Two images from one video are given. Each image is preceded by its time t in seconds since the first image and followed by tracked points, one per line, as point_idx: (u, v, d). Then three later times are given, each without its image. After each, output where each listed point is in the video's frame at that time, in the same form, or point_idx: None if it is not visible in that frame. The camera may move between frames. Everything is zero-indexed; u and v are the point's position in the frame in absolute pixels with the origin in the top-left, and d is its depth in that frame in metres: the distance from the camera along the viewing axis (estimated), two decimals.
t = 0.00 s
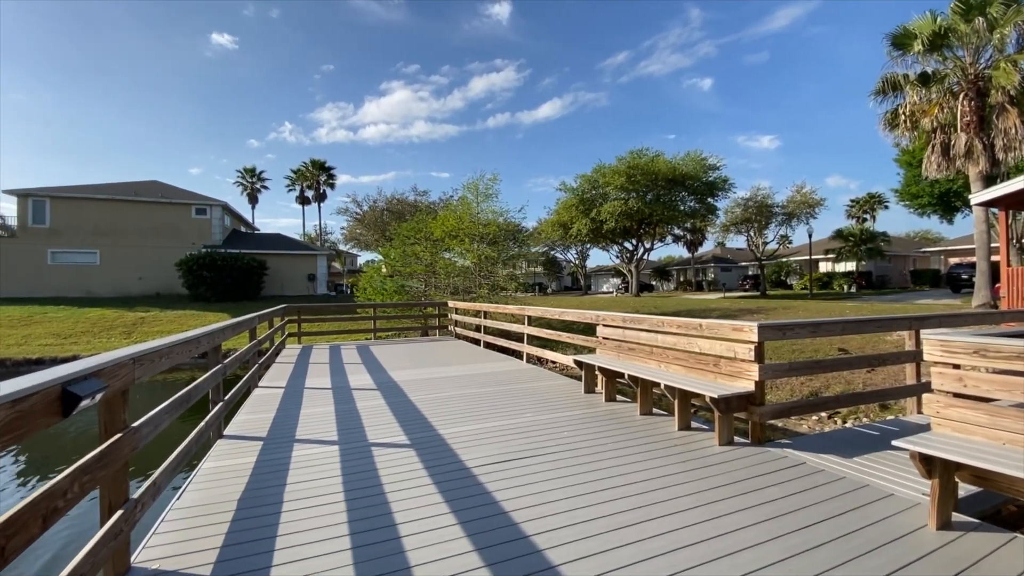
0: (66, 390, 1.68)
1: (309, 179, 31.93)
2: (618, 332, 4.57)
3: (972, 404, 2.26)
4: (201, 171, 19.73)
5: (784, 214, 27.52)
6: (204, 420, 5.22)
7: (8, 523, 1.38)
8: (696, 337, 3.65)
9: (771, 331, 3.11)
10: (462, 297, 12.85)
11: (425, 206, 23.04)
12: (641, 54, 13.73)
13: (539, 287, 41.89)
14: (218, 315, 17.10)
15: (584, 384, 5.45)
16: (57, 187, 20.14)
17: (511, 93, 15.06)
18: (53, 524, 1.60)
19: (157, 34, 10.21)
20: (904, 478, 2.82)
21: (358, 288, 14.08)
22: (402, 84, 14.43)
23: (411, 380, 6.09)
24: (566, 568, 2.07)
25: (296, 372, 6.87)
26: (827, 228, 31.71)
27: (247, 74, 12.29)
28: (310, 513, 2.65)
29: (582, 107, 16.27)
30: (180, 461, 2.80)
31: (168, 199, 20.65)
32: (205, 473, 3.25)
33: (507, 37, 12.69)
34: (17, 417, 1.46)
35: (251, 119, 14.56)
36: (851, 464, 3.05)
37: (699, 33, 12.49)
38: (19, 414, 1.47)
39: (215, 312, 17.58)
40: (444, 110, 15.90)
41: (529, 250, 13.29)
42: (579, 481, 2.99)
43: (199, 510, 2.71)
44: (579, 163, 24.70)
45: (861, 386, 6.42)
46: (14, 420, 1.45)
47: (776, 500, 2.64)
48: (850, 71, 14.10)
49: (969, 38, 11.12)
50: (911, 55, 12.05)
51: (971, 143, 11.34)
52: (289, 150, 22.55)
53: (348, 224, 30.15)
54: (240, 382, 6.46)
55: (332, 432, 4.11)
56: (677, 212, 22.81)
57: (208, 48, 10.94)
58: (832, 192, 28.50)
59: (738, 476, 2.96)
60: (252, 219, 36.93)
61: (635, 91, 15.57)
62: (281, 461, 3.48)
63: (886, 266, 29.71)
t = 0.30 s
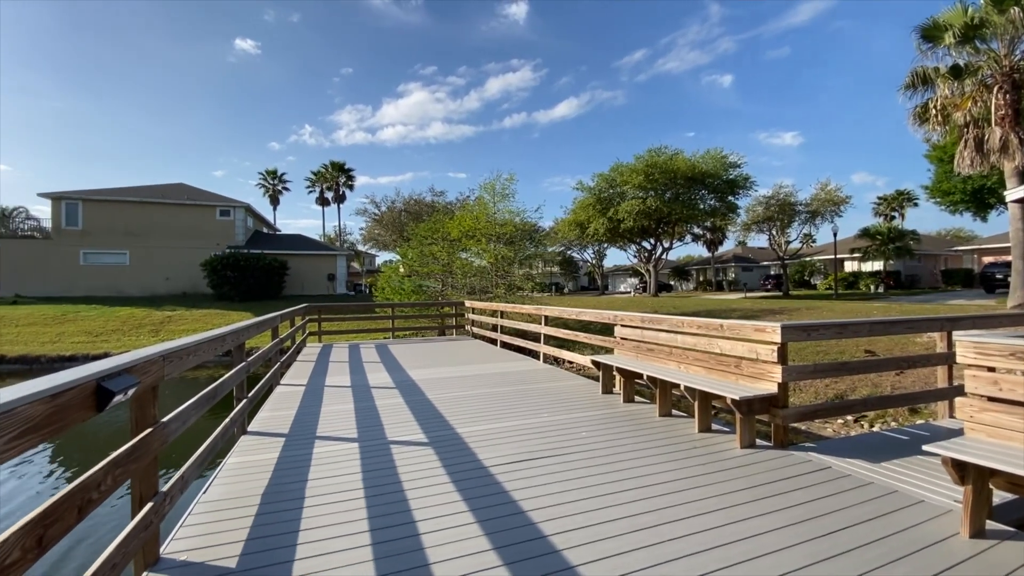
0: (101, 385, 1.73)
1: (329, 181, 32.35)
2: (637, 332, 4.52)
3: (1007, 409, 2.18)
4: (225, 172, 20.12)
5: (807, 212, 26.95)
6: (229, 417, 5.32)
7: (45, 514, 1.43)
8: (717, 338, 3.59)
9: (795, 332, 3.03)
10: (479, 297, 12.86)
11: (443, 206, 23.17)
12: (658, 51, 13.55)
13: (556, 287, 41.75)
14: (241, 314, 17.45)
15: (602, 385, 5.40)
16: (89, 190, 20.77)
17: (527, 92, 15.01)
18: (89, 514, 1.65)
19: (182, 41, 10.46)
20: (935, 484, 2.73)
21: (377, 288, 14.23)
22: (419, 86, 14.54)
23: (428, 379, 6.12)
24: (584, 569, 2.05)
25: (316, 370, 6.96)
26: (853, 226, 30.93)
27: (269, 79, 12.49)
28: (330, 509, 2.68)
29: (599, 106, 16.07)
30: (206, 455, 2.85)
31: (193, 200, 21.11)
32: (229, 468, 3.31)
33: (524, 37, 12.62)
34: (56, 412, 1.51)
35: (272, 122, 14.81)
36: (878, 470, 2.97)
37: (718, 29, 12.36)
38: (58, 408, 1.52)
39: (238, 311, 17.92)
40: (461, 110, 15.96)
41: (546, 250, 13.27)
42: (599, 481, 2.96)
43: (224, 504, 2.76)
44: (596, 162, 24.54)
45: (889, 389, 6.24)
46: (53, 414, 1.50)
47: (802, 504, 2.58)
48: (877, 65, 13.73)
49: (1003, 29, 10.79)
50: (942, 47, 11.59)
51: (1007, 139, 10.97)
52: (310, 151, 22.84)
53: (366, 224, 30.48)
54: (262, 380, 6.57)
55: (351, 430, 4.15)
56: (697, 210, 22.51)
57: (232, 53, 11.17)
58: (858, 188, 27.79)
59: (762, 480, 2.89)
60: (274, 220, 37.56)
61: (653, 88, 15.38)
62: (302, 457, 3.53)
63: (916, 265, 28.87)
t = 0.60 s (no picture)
0: (134, 381, 1.78)
1: (349, 183, 32.75)
2: (657, 332, 4.46)
3: None
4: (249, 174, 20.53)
5: (834, 210, 26.32)
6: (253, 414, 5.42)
7: (82, 505, 1.47)
8: (739, 339, 3.52)
9: (821, 333, 2.95)
10: (496, 297, 12.84)
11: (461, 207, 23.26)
12: (678, 48, 13.35)
13: (573, 288, 41.57)
14: (264, 313, 17.79)
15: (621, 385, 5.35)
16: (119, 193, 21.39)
17: (544, 92, 14.95)
18: (122, 505, 1.70)
19: (207, 48, 10.71)
20: (968, 492, 2.64)
21: (396, 288, 14.38)
22: (437, 88, 14.63)
23: (447, 379, 6.15)
24: (603, 571, 2.03)
25: (337, 368, 7.05)
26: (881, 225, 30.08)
27: (291, 83, 12.69)
28: (352, 505, 2.71)
29: (617, 105, 15.85)
30: (232, 450, 2.91)
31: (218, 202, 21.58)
32: (253, 464, 3.37)
33: (542, 38, 12.53)
34: (91, 407, 1.56)
35: (293, 126, 15.05)
36: (909, 476, 2.88)
37: (740, 25, 12.24)
38: (92, 403, 1.56)
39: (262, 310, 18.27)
40: (479, 110, 16.06)
41: (563, 250, 13.24)
42: (620, 483, 2.93)
43: (249, 498, 2.82)
44: (614, 161, 24.33)
45: (920, 393, 6.05)
46: (88, 409, 1.55)
47: (831, 510, 2.51)
48: (905, 59, 13.32)
49: None
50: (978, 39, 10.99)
51: None
52: (331, 154, 23.15)
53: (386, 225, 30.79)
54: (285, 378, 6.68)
55: (372, 428, 4.18)
56: (718, 209, 22.17)
57: (255, 59, 11.39)
58: (887, 185, 27.02)
59: (787, 484, 2.83)
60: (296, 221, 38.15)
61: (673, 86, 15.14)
62: (324, 453, 3.57)
63: (948, 265, 27.97)
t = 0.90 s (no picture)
0: (164, 378, 1.82)
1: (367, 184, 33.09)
2: (676, 332, 4.40)
3: None
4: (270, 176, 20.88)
5: (860, 208, 25.70)
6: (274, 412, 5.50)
7: (114, 498, 1.51)
8: (761, 340, 3.45)
9: (847, 335, 2.87)
10: (513, 297, 12.81)
11: (478, 207, 23.31)
12: (697, 45, 13.17)
13: (591, 288, 41.29)
14: (286, 313, 18.08)
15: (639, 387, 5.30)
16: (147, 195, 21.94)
17: (561, 92, 14.84)
18: (153, 498, 1.74)
19: (230, 53, 10.92)
20: (1002, 499, 2.55)
21: (414, 288, 14.52)
22: (453, 89, 14.73)
23: (465, 378, 6.17)
24: (622, 573, 2.00)
25: (356, 367, 7.12)
26: (910, 223, 29.23)
27: (311, 86, 12.86)
28: (372, 502, 2.73)
29: (635, 105, 15.63)
30: (257, 446, 2.96)
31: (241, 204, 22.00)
32: (276, 460, 3.42)
33: (559, 37, 12.46)
34: (124, 402, 1.60)
35: (313, 128, 15.24)
36: (940, 482, 2.79)
37: (762, 19, 12.17)
38: (125, 399, 1.60)
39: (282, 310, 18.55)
40: (495, 111, 16.12)
41: (580, 250, 13.17)
42: (638, 484, 2.90)
43: (271, 494, 2.86)
44: (632, 159, 24.11)
45: (951, 397, 5.86)
46: (122, 404, 1.59)
47: (858, 515, 2.45)
48: (935, 52, 12.90)
49: None
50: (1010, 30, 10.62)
51: None
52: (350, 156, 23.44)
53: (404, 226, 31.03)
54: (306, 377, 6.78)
55: (391, 426, 4.21)
56: (739, 208, 21.81)
57: (277, 63, 11.58)
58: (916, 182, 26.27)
59: (812, 488, 2.77)
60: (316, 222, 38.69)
61: (693, 84, 14.90)
62: (344, 451, 3.61)
63: (981, 264, 27.04)
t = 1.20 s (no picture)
0: (191, 375, 1.85)
1: (385, 185, 33.39)
2: (695, 334, 4.33)
3: None
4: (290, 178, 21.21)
5: (887, 206, 25.06)
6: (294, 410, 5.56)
7: (145, 491, 1.54)
8: (784, 341, 3.38)
9: (874, 336, 2.79)
10: (529, 297, 12.78)
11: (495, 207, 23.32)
12: (716, 41, 13.00)
13: (608, 287, 40.96)
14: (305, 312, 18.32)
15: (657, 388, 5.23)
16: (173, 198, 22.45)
17: (578, 91, 14.68)
18: (180, 492, 1.77)
19: (252, 58, 11.09)
20: None
21: (431, 288, 14.61)
22: (469, 90, 14.81)
23: (481, 378, 6.17)
24: None
25: (374, 366, 7.17)
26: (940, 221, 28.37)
27: (329, 90, 13.01)
28: (391, 500, 2.74)
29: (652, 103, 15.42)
30: (279, 443, 3.00)
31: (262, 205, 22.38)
32: (296, 457, 3.46)
33: (576, 36, 12.37)
34: (153, 399, 1.63)
35: (332, 130, 15.41)
36: (971, 489, 2.69)
37: (783, 13, 12.04)
38: (154, 395, 1.63)
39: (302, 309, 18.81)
40: (511, 111, 16.12)
41: (596, 250, 13.08)
42: (659, 487, 2.84)
43: (293, 490, 2.90)
44: (650, 158, 23.86)
45: (984, 402, 5.67)
46: (152, 401, 1.62)
47: (888, 522, 2.37)
48: (967, 44, 12.49)
49: None
50: None
51: None
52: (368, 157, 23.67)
53: (420, 227, 31.24)
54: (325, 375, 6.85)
55: (408, 425, 4.23)
56: (760, 206, 21.41)
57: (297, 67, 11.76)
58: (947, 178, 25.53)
59: (838, 494, 2.69)
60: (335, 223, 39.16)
61: (712, 80, 14.66)
62: (363, 449, 3.64)
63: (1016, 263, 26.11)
